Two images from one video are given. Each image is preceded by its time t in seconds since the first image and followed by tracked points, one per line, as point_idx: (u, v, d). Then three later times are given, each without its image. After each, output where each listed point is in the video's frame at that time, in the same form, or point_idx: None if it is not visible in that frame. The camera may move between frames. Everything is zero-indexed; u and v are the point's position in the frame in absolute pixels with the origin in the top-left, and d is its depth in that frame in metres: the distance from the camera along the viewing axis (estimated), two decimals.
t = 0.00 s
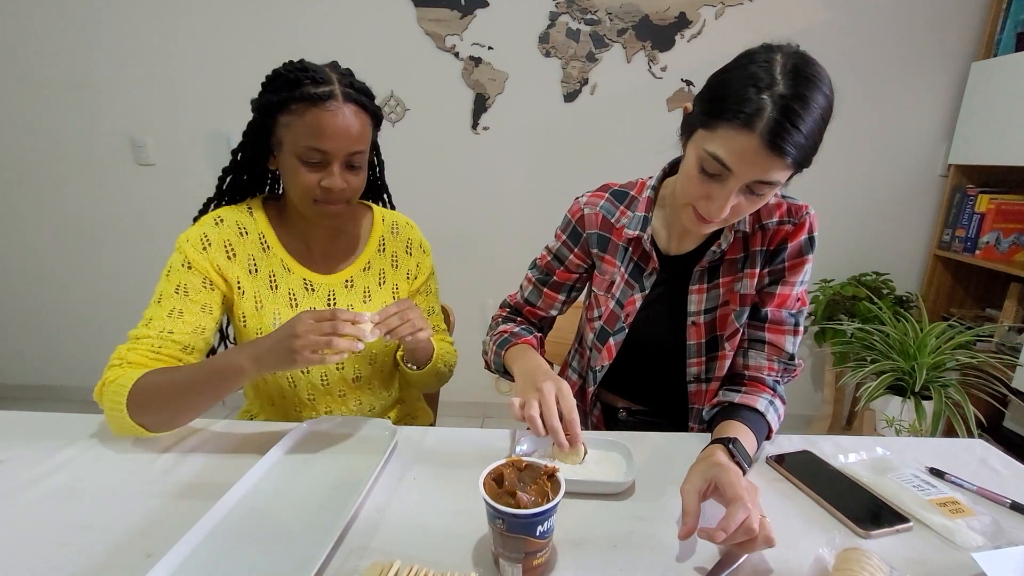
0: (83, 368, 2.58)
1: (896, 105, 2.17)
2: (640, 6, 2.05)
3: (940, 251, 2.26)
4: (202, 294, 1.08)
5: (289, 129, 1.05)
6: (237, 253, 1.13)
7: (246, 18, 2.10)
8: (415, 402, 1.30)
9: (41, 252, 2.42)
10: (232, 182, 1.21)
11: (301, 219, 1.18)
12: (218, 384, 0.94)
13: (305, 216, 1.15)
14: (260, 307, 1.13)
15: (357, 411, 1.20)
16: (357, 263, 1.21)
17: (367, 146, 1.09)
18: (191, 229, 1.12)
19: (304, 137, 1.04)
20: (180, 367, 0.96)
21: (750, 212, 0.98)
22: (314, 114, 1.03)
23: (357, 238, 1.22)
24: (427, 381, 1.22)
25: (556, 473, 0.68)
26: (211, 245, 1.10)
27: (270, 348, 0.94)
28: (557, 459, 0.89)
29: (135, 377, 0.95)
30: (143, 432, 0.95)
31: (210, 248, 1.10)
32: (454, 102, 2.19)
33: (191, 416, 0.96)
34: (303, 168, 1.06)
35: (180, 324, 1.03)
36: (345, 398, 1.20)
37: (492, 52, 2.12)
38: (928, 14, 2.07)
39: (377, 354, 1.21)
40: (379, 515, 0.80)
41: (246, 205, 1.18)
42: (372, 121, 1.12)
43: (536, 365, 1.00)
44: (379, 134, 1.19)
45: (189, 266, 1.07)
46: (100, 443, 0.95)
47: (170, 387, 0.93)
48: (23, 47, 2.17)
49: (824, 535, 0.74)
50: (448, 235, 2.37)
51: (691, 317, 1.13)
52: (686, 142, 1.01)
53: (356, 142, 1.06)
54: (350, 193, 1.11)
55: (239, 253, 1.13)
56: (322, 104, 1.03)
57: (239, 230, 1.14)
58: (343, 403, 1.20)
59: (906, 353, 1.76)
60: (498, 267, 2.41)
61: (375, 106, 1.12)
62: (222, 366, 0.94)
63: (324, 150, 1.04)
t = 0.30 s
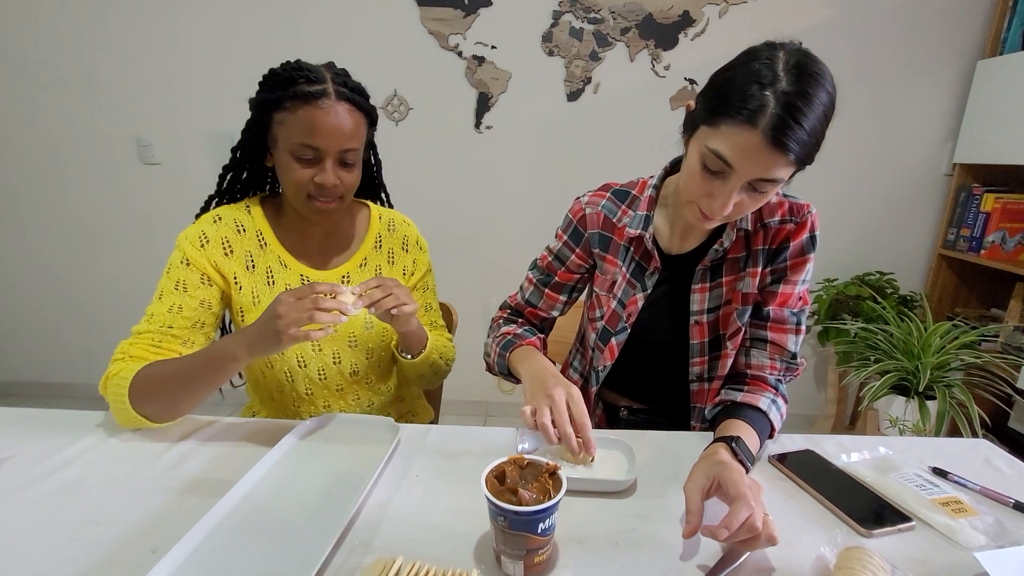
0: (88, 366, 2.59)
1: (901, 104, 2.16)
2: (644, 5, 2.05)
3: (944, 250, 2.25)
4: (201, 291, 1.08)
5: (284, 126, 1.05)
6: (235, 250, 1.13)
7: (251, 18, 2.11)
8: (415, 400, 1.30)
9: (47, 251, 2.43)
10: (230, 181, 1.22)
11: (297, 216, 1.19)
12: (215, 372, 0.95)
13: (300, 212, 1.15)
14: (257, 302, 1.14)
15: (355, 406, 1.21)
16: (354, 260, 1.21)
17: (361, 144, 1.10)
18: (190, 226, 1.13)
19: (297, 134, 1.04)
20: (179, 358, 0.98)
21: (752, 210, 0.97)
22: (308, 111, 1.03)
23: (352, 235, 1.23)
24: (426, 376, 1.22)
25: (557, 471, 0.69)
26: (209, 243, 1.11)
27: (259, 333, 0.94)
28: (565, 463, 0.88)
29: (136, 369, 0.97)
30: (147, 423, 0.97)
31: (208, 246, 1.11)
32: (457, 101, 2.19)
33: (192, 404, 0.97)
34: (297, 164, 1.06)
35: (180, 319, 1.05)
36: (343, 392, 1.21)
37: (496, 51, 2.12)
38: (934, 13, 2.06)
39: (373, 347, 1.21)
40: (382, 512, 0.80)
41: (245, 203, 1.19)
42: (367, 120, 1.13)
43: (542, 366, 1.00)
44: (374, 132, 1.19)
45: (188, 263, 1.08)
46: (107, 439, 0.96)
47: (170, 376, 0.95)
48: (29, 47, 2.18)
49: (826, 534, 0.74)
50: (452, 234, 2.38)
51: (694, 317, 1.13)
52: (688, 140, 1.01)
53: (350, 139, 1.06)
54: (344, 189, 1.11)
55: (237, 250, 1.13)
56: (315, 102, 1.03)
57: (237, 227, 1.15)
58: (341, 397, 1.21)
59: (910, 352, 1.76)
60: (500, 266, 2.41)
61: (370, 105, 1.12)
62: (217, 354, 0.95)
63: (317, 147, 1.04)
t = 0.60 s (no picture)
0: (95, 364, 2.61)
1: (908, 101, 2.14)
2: (648, 3, 2.04)
3: (951, 249, 2.23)
4: (207, 291, 1.09)
5: (288, 124, 1.06)
6: (241, 249, 1.14)
7: (255, 16, 2.11)
8: (420, 398, 1.31)
9: (54, 250, 2.45)
10: (236, 180, 1.23)
11: (302, 215, 1.19)
12: (221, 367, 0.96)
13: (305, 212, 1.16)
14: (263, 301, 1.14)
15: (361, 405, 1.21)
16: (360, 258, 1.22)
17: (365, 143, 1.10)
18: (196, 226, 1.13)
19: (302, 133, 1.05)
20: (185, 356, 0.98)
21: (749, 206, 0.97)
22: (312, 110, 1.03)
23: (358, 235, 1.23)
24: (431, 375, 1.22)
25: (561, 469, 0.68)
26: (215, 244, 1.11)
27: (262, 328, 0.95)
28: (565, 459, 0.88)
29: (143, 369, 0.98)
30: (154, 422, 0.98)
31: (214, 246, 1.11)
32: (461, 100, 2.19)
33: (199, 401, 0.98)
34: (301, 163, 1.07)
35: (187, 319, 1.06)
36: (350, 391, 1.21)
37: (500, 49, 2.12)
38: (940, 9, 2.04)
39: (379, 346, 1.21)
40: (387, 508, 0.81)
41: (250, 202, 1.19)
42: (372, 119, 1.13)
43: (533, 365, 1.00)
44: (379, 130, 1.19)
45: (195, 263, 1.09)
46: (115, 436, 0.96)
47: (176, 373, 0.96)
48: (36, 46, 2.19)
49: (830, 533, 0.74)
50: (455, 232, 2.38)
51: (695, 316, 1.12)
52: (685, 137, 1.01)
53: (354, 138, 1.06)
54: (348, 188, 1.11)
55: (243, 250, 1.14)
56: (319, 101, 1.03)
57: (243, 227, 1.15)
58: (347, 396, 1.21)
59: (916, 351, 1.75)
60: (504, 264, 2.41)
61: (375, 103, 1.12)
62: (221, 348, 0.96)
63: (321, 146, 1.05)
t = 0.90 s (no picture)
0: (102, 362, 2.63)
1: (914, 98, 2.13)
2: None
3: (958, 247, 2.22)
4: (214, 291, 1.09)
5: (296, 125, 1.06)
6: (247, 249, 1.14)
7: (259, 15, 2.12)
8: (424, 397, 1.31)
9: (61, 248, 2.46)
10: (243, 179, 1.23)
11: (309, 215, 1.19)
12: (229, 367, 0.97)
13: (312, 211, 1.16)
14: (269, 301, 1.15)
15: (367, 405, 1.21)
16: (366, 258, 1.22)
17: (372, 143, 1.10)
18: (203, 226, 1.14)
19: (309, 133, 1.05)
20: (191, 356, 0.99)
21: (748, 203, 0.97)
22: (320, 111, 1.03)
23: (364, 235, 1.23)
24: (435, 375, 1.22)
25: (564, 467, 0.69)
26: (221, 243, 1.12)
27: (268, 328, 0.95)
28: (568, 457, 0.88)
29: (150, 368, 0.98)
30: (159, 421, 0.98)
31: (220, 245, 1.12)
32: (464, 98, 2.19)
33: (205, 402, 0.98)
34: (308, 164, 1.07)
35: (194, 319, 1.07)
36: (356, 391, 1.22)
37: (503, 47, 2.12)
38: (947, 5, 2.03)
39: (385, 347, 1.21)
40: (390, 506, 0.81)
41: (257, 201, 1.20)
42: (379, 119, 1.13)
43: (535, 367, 1.00)
44: (386, 130, 1.19)
45: (201, 263, 1.09)
46: (121, 434, 0.97)
47: (183, 374, 0.96)
48: (42, 46, 2.20)
49: (833, 532, 0.74)
50: (460, 231, 2.38)
51: (697, 315, 1.12)
52: (681, 135, 1.01)
53: (361, 138, 1.06)
54: (355, 188, 1.11)
55: (250, 249, 1.14)
56: (327, 102, 1.03)
57: (250, 226, 1.15)
58: (353, 396, 1.22)
59: (922, 350, 1.74)
60: (509, 263, 2.41)
61: (382, 103, 1.12)
62: (228, 349, 0.96)
63: (329, 146, 1.05)
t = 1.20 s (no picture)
0: (106, 361, 2.64)
1: (919, 96, 2.12)
2: None
3: (963, 246, 2.21)
4: (219, 290, 1.10)
5: (301, 125, 1.06)
6: (251, 249, 1.14)
7: (262, 15, 2.12)
8: (427, 395, 1.31)
9: (65, 247, 2.47)
10: (248, 178, 1.23)
11: (314, 215, 1.20)
12: (234, 369, 0.97)
13: (317, 211, 1.16)
14: (274, 300, 1.15)
15: (370, 404, 1.22)
16: (370, 258, 1.22)
17: (378, 144, 1.10)
18: (207, 225, 1.14)
19: (315, 134, 1.05)
20: (197, 356, 0.99)
21: (756, 199, 0.96)
22: (326, 112, 1.03)
23: (369, 235, 1.23)
24: (438, 374, 1.22)
25: (567, 467, 0.68)
26: (226, 243, 1.12)
27: (274, 330, 0.95)
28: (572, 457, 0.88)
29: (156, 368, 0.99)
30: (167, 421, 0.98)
31: (225, 245, 1.12)
32: (467, 97, 2.19)
33: (211, 402, 0.98)
34: (314, 164, 1.07)
35: (199, 319, 1.07)
36: (359, 390, 1.22)
37: (506, 46, 2.12)
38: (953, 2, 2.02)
39: (388, 346, 1.21)
40: (393, 505, 0.81)
41: (261, 201, 1.20)
42: (385, 120, 1.13)
43: (543, 364, 1.00)
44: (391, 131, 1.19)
45: (206, 262, 1.09)
46: (125, 433, 0.97)
47: (189, 375, 0.96)
48: (47, 46, 2.21)
49: (837, 533, 0.73)
50: (463, 230, 2.38)
51: (702, 314, 1.12)
52: (685, 134, 1.00)
53: (367, 140, 1.06)
54: (360, 189, 1.11)
55: (254, 249, 1.14)
56: (333, 102, 1.03)
57: (255, 226, 1.16)
58: (356, 395, 1.22)
59: (927, 349, 1.73)
60: (511, 262, 2.41)
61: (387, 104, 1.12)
62: (234, 351, 0.97)
63: (334, 147, 1.05)
